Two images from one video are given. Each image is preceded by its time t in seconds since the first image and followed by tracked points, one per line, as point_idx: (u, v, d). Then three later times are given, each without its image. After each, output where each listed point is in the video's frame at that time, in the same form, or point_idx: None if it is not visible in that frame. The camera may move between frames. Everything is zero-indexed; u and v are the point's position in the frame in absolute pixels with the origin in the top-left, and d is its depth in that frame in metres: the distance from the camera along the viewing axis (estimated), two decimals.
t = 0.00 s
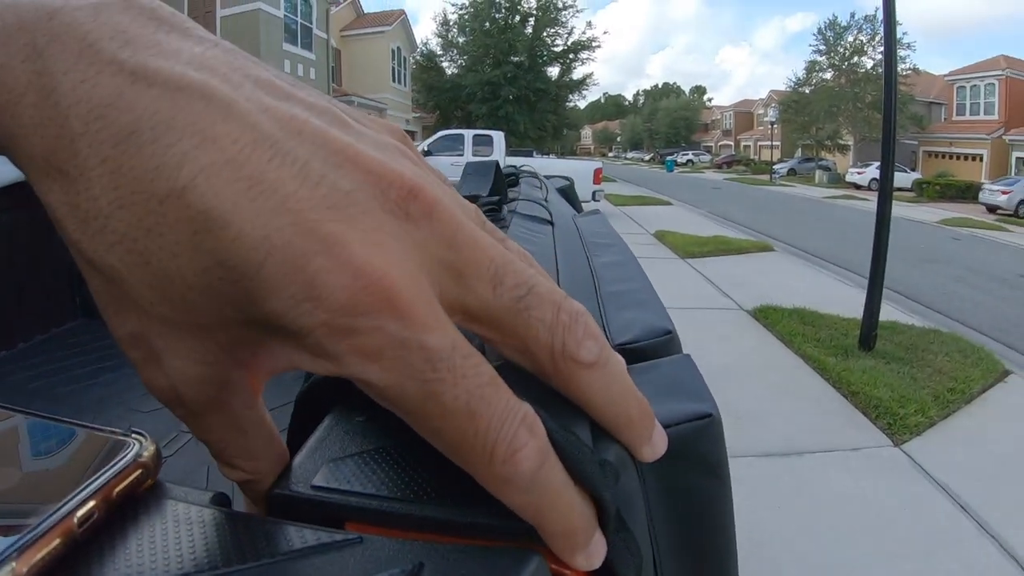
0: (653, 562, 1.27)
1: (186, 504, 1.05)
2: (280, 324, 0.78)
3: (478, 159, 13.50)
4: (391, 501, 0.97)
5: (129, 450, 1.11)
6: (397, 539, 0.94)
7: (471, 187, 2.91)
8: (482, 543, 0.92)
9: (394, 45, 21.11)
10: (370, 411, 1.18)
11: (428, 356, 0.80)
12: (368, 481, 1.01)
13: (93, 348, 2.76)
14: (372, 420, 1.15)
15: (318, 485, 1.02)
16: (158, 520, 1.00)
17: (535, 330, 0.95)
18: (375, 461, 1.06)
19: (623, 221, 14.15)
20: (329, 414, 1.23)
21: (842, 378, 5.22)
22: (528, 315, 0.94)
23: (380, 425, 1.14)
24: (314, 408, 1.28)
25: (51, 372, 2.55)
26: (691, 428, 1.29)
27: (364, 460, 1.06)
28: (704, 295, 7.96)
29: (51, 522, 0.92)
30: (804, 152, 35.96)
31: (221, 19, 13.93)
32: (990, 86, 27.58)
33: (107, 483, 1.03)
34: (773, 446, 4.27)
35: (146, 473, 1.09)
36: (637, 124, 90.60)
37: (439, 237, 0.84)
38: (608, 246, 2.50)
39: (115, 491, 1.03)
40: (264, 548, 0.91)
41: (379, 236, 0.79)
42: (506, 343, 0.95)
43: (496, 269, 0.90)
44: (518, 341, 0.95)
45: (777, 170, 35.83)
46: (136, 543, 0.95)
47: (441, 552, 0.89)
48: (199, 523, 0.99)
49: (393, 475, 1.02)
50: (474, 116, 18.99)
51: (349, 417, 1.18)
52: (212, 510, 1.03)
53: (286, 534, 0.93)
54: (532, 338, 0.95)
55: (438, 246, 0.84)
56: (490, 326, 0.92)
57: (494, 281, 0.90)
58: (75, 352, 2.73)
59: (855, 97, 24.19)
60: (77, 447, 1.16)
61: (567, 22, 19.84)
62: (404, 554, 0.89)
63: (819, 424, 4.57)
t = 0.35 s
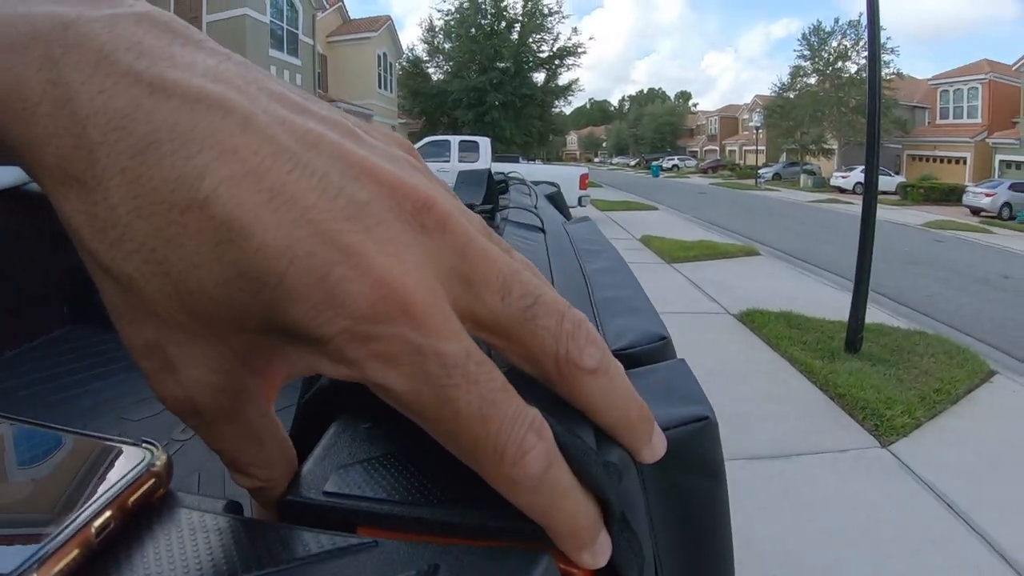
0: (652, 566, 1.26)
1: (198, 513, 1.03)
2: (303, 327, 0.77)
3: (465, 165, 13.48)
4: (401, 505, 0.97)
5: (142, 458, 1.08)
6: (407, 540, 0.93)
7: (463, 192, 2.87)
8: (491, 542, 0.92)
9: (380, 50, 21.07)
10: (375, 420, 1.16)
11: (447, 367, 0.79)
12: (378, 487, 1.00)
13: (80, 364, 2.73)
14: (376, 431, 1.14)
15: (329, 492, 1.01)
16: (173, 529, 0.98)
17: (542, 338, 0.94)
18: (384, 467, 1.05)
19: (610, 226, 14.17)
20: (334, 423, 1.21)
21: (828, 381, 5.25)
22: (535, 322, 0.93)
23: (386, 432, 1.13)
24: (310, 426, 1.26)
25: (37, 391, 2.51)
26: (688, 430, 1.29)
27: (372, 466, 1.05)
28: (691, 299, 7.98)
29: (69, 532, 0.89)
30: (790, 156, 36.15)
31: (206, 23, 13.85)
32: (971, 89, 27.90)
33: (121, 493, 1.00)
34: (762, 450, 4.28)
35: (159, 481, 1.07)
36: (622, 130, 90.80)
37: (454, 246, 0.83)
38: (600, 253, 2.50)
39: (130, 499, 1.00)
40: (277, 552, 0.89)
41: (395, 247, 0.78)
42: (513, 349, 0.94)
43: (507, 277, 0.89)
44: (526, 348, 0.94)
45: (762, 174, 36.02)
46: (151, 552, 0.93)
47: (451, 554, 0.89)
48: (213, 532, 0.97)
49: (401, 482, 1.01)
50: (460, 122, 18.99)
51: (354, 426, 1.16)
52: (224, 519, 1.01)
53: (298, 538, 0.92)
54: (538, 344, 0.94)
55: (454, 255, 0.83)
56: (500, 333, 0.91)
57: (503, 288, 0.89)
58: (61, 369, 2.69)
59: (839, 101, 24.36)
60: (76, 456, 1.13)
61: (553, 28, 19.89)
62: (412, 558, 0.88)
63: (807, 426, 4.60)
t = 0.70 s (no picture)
0: None
1: (203, 514, 0.98)
2: (230, 9, 0.72)
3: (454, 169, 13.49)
4: (409, 508, 0.89)
5: (147, 462, 1.02)
6: (415, 541, 0.87)
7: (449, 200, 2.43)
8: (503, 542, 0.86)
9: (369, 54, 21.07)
10: (379, 420, 1.07)
11: None
12: (385, 490, 0.92)
13: (67, 369, 2.72)
14: (382, 431, 1.05)
15: (335, 494, 0.92)
16: (180, 532, 0.93)
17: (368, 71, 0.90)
18: (389, 468, 0.96)
19: (599, 231, 14.21)
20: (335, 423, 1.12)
21: (816, 385, 5.28)
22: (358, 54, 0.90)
23: (392, 433, 1.04)
24: (312, 423, 1.15)
25: (26, 396, 2.50)
26: (683, 433, 1.25)
27: (373, 470, 0.96)
28: (679, 304, 8.02)
29: (78, 536, 0.84)
30: (778, 162, 36.34)
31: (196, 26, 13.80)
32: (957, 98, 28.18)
33: (128, 496, 0.94)
34: (750, 454, 4.30)
35: (166, 485, 1.01)
36: (611, 135, 91.02)
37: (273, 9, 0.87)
38: (593, 260, 2.50)
39: (138, 504, 0.94)
40: (283, 555, 0.84)
41: None
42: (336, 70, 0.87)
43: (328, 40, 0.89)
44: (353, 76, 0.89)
45: (750, 180, 36.25)
46: (156, 555, 0.87)
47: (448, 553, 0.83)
48: (220, 531, 0.92)
49: (407, 482, 0.94)
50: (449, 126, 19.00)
51: (356, 428, 1.06)
52: (229, 520, 0.96)
53: (300, 541, 0.86)
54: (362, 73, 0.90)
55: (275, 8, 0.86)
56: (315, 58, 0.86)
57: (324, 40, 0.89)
58: (48, 374, 2.68)
59: (827, 109, 24.56)
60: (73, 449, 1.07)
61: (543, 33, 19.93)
62: (420, 555, 0.83)
63: (795, 430, 4.62)
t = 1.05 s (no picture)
0: None
1: (218, 529, 0.95)
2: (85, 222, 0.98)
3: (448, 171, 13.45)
4: (432, 520, 0.89)
5: (162, 474, 0.97)
6: (438, 553, 0.87)
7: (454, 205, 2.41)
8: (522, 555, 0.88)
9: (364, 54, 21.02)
10: (394, 429, 1.06)
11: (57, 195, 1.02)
12: (406, 502, 0.91)
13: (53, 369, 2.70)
14: (399, 440, 1.03)
15: (356, 505, 0.91)
16: (196, 546, 0.89)
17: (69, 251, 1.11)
18: (407, 479, 0.95)
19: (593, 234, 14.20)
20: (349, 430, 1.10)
21: (807, 390, 5.29)
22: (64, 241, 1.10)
23: (410, 442, 1.03)
24: (324, 428, 1.14)
25: (14, 395, 2.47)
26: (695, 443, 1.23)
27: (390, 481, 0.94)
28: (672, 308, 8.02)
29: (100, 550, 0.80)
30: (772, 167, 36.41)
31: (192, 22, 13.69)
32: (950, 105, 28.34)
33: (146, 509, 0.89)
34: (742, 458, 4.30)
35: (182, 498, 0.96)
36: (605, 139, 91.06)
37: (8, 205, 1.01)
38: (594, 266, 2.50)
39: (155, 518, 0.89)
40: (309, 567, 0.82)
41: None
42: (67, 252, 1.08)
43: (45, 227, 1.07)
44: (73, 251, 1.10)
45: (743, 184, 36.29)
46: (176, 567, 0.83)
47: (467, 566, 0.84)
48: (237, 543, 0.89)
49: (429, 494, 0.93)
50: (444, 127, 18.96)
51: (371, 436, 1.04)
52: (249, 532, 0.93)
53: (322, 556, 0.84)
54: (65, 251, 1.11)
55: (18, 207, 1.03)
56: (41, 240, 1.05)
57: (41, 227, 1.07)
58: (37, 374, 2.65)
59: (821, 114, 24.65)
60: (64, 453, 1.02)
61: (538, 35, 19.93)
62: (449, 567, 0.84)
63: (786, 435, 4.63)
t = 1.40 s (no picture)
0: None
1: (257, 506, 0.97)
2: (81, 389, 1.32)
3: (443, 172, 13.44)
4: (448, 501, 0.93)
5: (205, 458, 0.99)
6: (452, 530, 0.90)
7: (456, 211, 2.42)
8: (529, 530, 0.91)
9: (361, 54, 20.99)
10: (410, 420, 1.08)
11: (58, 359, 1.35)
12: (423, 484, 0.95)
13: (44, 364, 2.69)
14: (415, 430, 1.06)
15: (378, 489, 0.94)
16: (235, 523, 0.91)
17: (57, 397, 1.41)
18: (425, 465, 0.99)
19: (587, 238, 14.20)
20: (365, 424, 1.13)
21: (798, 394, 5.31)
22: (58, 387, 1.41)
23: (425, 432, 1.06)
24: (343, 425, 1.16)
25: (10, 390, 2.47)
26: (683, 434, 1.24)
27: (406, 467, 0.98)
28: (666, 313, 8.03)
29: (157, 524, 0.83)
30: (766, 173, 36.48)
31: (190, 19, 13.66)
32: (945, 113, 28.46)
33: (193, 489, 0.92)
34: (733, 461, 4.32)
35: (225, 479, 0.98)
36: (600, 142, 91.09)
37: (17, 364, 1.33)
38: (591, 271, 2.51)
39: (201, 497, 0.92)
40: (336, 544, 0.85)
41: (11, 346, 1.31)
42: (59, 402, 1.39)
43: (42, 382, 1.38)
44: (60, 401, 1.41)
45: (738, 189, 36.37)
46: (217, 545, 0.86)
47: (483, 542, 0.88)
48: (276, 519, 0.92)
49: (444, 478, 0.96)
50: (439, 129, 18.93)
51: (387, 427, 1.07)
52: (285, 507, 0.97)
53: (347, 530, 0.88)
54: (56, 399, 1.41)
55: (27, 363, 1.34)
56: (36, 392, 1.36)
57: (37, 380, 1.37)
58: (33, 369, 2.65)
59: (816, 121, 24.71)
60: (52, 458, 0.95)
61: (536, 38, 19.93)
62: (463, 546, 0.86)
63: (777, 439, 4.65)
